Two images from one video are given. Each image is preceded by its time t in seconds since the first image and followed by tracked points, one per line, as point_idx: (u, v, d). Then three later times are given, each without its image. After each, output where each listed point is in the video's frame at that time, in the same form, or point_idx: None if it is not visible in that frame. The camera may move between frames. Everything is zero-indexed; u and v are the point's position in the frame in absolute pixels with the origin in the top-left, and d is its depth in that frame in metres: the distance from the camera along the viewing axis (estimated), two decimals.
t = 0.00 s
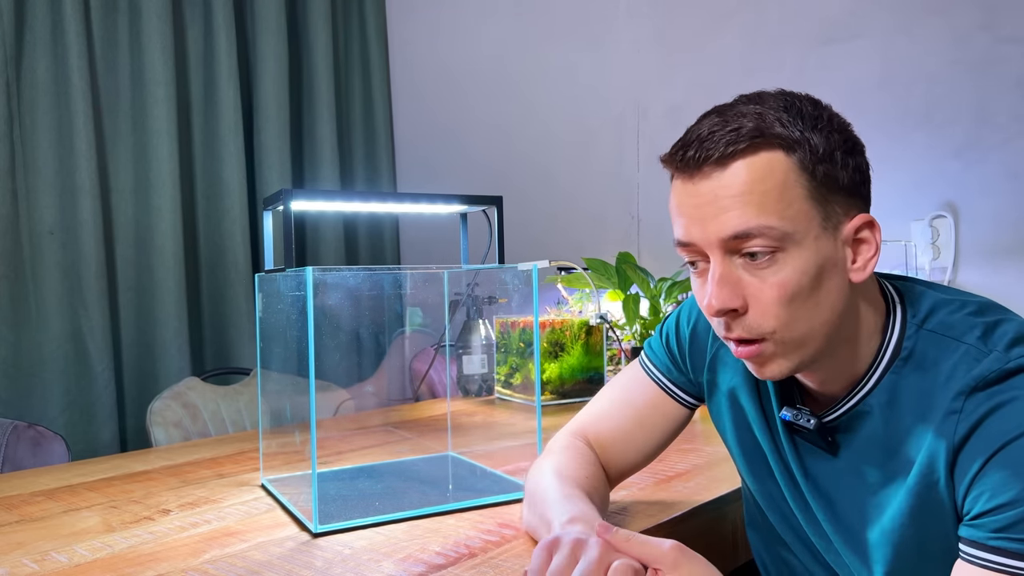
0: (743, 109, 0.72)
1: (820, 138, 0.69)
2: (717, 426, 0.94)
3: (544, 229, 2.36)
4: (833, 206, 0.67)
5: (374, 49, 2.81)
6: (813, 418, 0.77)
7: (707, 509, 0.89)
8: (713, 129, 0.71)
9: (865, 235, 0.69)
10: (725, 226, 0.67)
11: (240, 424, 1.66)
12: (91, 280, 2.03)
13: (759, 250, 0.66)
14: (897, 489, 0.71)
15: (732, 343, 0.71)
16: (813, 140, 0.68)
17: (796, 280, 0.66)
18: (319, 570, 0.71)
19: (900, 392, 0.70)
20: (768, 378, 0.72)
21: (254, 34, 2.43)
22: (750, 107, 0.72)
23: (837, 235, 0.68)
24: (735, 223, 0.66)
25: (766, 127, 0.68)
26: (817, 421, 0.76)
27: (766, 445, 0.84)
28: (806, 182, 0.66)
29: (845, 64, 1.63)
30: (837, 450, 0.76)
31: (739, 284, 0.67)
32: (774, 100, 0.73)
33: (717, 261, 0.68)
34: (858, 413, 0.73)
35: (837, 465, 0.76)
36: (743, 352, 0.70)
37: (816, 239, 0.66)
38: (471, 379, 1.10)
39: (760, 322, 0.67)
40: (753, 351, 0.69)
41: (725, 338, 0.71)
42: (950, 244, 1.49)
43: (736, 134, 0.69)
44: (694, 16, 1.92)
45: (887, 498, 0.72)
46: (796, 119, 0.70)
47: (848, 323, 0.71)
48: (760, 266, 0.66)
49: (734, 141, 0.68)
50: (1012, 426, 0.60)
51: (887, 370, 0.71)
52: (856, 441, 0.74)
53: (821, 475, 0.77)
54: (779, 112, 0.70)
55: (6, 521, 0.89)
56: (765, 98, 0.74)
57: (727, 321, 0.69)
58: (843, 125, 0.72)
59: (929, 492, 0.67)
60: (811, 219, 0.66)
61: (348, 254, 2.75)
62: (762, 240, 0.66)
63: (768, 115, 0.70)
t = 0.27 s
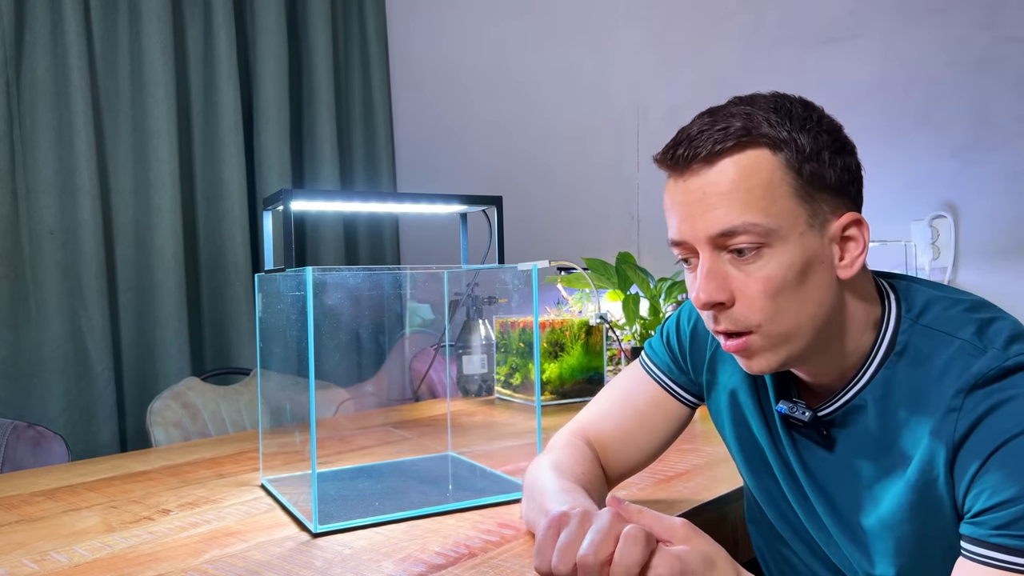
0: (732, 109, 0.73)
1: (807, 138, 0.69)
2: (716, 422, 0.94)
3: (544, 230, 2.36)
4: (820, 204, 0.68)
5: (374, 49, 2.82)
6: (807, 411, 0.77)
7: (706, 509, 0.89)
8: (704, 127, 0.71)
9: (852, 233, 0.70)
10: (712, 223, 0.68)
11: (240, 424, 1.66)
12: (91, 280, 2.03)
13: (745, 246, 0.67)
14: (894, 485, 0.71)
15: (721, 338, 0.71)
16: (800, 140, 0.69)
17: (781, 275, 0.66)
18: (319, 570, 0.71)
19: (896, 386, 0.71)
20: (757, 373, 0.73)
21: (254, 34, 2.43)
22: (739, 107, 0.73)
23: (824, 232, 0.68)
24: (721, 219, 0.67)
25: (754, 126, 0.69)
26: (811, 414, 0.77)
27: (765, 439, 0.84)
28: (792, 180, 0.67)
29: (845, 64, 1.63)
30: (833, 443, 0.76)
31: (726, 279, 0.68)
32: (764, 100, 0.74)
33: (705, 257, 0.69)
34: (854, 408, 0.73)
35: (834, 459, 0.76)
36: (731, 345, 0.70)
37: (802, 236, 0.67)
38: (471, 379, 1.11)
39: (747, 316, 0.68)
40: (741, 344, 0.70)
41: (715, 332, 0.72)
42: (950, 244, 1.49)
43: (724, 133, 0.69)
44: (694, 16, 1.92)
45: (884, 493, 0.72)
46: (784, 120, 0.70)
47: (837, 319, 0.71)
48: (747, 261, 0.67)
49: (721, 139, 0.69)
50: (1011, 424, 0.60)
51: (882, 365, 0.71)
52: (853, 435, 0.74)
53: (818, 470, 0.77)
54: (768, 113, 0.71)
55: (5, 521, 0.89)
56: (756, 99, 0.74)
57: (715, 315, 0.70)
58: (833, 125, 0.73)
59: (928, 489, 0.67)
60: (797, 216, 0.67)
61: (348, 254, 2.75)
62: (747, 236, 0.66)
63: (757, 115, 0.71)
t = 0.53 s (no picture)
0: (725, 114, 0.73)
1: (800, 141, 0.69)
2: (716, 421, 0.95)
3: (544, 230, 2.36)
4: (815, 205, 0.68)
5: (374, 49, 2.82)
6: (808, 409, 0.77)
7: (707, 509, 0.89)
8: (699, 132, 0.71)
9: (847, 233, 0.70)
10: (708, 226, 0.68)
11: (240, 424, 1.66)
12: (91, 280, 2.03)
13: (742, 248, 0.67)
14: (895, 481, 0.71)
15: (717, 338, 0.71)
16: (794, 143, 0.69)
17: (777, 276, 0.67)
18: (319, 570, 0.71)
19: (894, 384, 0.71)
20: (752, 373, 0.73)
21: (254, 34, 2.43)
22: (734, 112, 0.73)
23: (820, 233, 0.69)
24: (718, 223, 0.67)
25: (748, 131, 0.69)
26: (812, 412, 0.76)
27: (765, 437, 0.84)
28: (786, 183, 0.67)
29: (845, 64, 1.63)
30: (833, 442, 0.76)
31: (723, 280, 0.68)
32: (758, 105, 0.74)
33: (702, 259, 0.69)
34: (853, 406, 0.73)
35: (835, 457, 0.76)
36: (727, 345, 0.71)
37: (798, 237, 0.67)
38: (471, 379, 1.11)
39: (743, 316, 0.68)
40: (737, 345, 0.70)
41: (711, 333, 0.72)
42: (950, 244, 1.49)
43: (719, 138, 0.69)
44: (694, 16, 1.92)
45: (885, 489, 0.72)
46: (777, 124, 0.70)
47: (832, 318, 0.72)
48: (743, 263, 0.67)
49: (716, 144, 0.68)
50: (1010, 421, 0.59)
51: (881, 363, 0.71)
52: (852, 433, 0.74)
53: (819, 469, 0.77)
54: (761, 117, 0.71)
55: (5, 521, 0.89)
56: (750, 104, 0.74)
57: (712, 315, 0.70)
58: (826, 127, 0.73)
59: (929, 486, 0.67)
60: (792, 218, 0.67)
61: (348, 254, 2.75)
62: (743, 239, 0.66)
63: (750, 119, 0.71)
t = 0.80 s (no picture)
0: (748, 106, 0.73)
1: (822, 136, 0.69)
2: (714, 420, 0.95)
3: (544, 230, 2.36)
4: (834, 201, 0.68)
5: (374, 49, 2.82)
6: (811, 408, 0.77)
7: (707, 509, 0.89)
8: (721, 123, 0.71)
9: (863, 230, 0.70)
10: (730, 216, 0.67)
11: (240, 424, 1.66)
12: (91, 280, 2.03)
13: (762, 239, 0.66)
14: (895, 481, 0.70)
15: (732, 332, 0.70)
16: (815, 138, 0.69)
17: (797, 269, 0.66)
18: (319, 570, 0.71)
19: (896, 384, 0.71)
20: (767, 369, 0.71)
21: (254, 33, 2.43)
22: (756, 105, 0.73)
23: (838, 228, 0.68)
24: (739, 212, 0.66)
25: (771, 122, 0.69)
26: (815, 411, 0.76)
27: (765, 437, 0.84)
28: (808, 176, 0.67)
29: (845, 64, 1.64)
30: (835, 441, 0.76)
31: (742, 272, 0.67)
32: (781, 99, 0.74)
33: (720, 250, 0.68)
34: (855, 404, 0.73)
35: (836, 457, 0.76)
36: (743, 340, 0.69)
37: (817, 231, 0.66)
38: (471, 379, 1.11)
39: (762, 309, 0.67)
40: (754, 339, 0.68)
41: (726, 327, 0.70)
42: (950, 244, 1.49)
43: (742, 128, 0.70)
44: (694, 16, 1.92)
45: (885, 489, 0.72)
46: (799, 118, 0.70)
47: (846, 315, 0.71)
48: (763, 255, 0.67)
49: (740, 134, 0.69)
50: (1015, 423, 0.60)
51: (883, 362, 0.72)
52: (854, 432, 0.74)
53: (820, 468, 0.77)
54: (784, 110, 0.71)
55: (5, 521, 0.89)
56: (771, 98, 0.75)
57: (729, 308, 0.69)
58: (845, 126, 0.73)
59: (931, 486, 0.67)
60: (813, 211, 0.66)
61: (348, 254, 2.75)
62: (765, 229, 0.66)
63: (773, 112, 0.71)
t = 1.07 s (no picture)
0: (783, 97, 0.72)
1: (858, 133, 0.69)
2: (718, 420, 0.95)
3: (544, 230, 2.35)
4: (866, 200, 0.68)
5: (374, 49, 2.82)
6: (825, 410, 0.76)
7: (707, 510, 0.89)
8: (759, 113, 0.70)
9: (891, 230, 0.69)
10: (767, 207, 0.67)
11: (240, 424, 1.66)
12: (91, 281, 2.03)
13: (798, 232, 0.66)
14: (907, 481, 0.70)
15: (761, 328, 0.69)
16: (853, 134, 0.69)
17: (831, 264, 0.65)
18: (319, 570, 0.71)
19: (909, 385, 0.71)
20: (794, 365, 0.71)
21: (254, 33, 2.43)
22: (794, 96, 0.72)
23: (870, 228, 0.68)
24: (777, 204, 0.66)
25: (812, 114, 0.69)
26: (830, 412, 0.76)
27: (770, 440, 0.84)
28: (845, 171, 0.67)
29: (845, 64, 1.63)
30: (848, 441, 0.75)
31: (776, 266, 0.67)
32: (816, 93, 0.73)
33: (754, 242, 0.68)
34: (869, 404, 0.74)
35: (847, 458, 0.76)
36: (774, 335, 0.68)
37: (850, 227, 0.66)
38: (471, 379, 1.12)
39: (794, 303, 0.66)
40: (784, 334, 0.68)
41: (755, 322, 0.70)
42: (950, 245, 1.49)
43: (781, 119, 0.69)
44: (694, 16, 1.92)
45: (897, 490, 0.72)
46: (837, 112, 0.70)
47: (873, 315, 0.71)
48: (797, 249, 0.66)
49: (780, 124, 0.68)
50: None
51: (898, 361, 0.72)
52: (865, 433, 0.74)
53: (830, 469, 0.77)
54: (821, 104, 0.71)
55: (5, 521, 0.89)
56: (804, 92, 0.74)
57: (761, 302, 0.68)
58: (876, 127, 0.73)
59: (943, 487, 0.67)
60: (848, 207, 0.67)
61: (348, 254, 2.75)
62: (802, 222, 0.66)
63: (812, 104, 0.70)
